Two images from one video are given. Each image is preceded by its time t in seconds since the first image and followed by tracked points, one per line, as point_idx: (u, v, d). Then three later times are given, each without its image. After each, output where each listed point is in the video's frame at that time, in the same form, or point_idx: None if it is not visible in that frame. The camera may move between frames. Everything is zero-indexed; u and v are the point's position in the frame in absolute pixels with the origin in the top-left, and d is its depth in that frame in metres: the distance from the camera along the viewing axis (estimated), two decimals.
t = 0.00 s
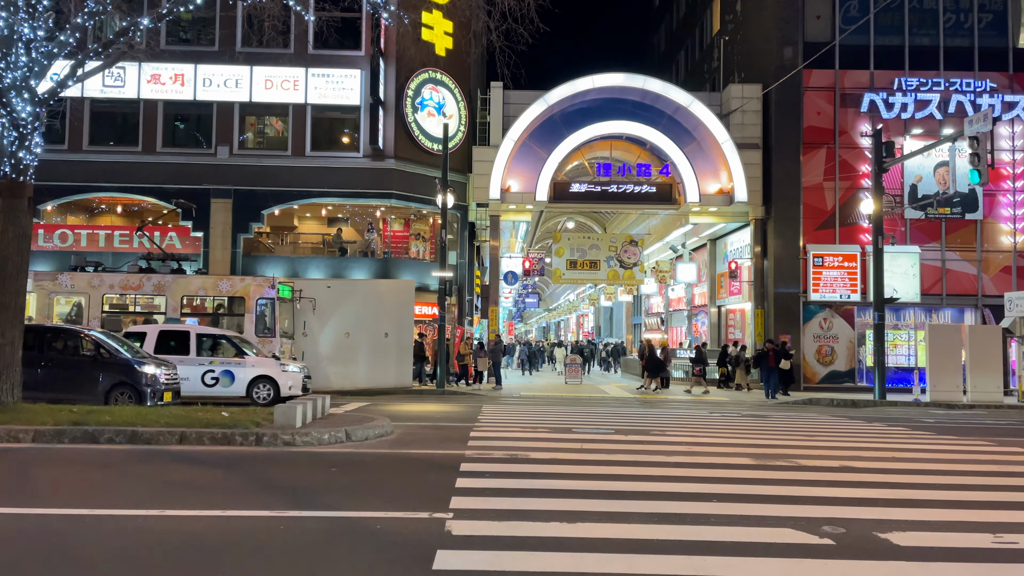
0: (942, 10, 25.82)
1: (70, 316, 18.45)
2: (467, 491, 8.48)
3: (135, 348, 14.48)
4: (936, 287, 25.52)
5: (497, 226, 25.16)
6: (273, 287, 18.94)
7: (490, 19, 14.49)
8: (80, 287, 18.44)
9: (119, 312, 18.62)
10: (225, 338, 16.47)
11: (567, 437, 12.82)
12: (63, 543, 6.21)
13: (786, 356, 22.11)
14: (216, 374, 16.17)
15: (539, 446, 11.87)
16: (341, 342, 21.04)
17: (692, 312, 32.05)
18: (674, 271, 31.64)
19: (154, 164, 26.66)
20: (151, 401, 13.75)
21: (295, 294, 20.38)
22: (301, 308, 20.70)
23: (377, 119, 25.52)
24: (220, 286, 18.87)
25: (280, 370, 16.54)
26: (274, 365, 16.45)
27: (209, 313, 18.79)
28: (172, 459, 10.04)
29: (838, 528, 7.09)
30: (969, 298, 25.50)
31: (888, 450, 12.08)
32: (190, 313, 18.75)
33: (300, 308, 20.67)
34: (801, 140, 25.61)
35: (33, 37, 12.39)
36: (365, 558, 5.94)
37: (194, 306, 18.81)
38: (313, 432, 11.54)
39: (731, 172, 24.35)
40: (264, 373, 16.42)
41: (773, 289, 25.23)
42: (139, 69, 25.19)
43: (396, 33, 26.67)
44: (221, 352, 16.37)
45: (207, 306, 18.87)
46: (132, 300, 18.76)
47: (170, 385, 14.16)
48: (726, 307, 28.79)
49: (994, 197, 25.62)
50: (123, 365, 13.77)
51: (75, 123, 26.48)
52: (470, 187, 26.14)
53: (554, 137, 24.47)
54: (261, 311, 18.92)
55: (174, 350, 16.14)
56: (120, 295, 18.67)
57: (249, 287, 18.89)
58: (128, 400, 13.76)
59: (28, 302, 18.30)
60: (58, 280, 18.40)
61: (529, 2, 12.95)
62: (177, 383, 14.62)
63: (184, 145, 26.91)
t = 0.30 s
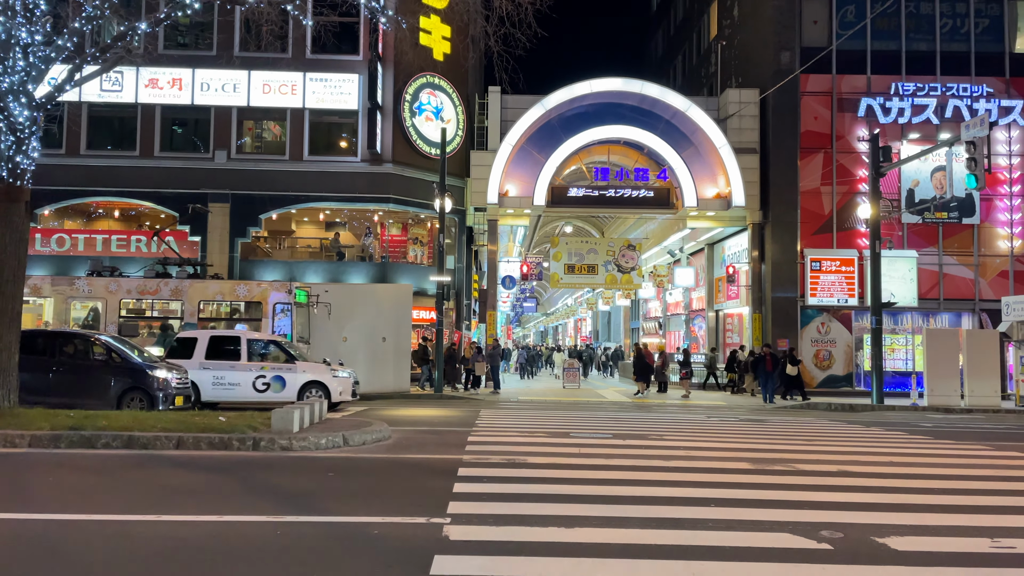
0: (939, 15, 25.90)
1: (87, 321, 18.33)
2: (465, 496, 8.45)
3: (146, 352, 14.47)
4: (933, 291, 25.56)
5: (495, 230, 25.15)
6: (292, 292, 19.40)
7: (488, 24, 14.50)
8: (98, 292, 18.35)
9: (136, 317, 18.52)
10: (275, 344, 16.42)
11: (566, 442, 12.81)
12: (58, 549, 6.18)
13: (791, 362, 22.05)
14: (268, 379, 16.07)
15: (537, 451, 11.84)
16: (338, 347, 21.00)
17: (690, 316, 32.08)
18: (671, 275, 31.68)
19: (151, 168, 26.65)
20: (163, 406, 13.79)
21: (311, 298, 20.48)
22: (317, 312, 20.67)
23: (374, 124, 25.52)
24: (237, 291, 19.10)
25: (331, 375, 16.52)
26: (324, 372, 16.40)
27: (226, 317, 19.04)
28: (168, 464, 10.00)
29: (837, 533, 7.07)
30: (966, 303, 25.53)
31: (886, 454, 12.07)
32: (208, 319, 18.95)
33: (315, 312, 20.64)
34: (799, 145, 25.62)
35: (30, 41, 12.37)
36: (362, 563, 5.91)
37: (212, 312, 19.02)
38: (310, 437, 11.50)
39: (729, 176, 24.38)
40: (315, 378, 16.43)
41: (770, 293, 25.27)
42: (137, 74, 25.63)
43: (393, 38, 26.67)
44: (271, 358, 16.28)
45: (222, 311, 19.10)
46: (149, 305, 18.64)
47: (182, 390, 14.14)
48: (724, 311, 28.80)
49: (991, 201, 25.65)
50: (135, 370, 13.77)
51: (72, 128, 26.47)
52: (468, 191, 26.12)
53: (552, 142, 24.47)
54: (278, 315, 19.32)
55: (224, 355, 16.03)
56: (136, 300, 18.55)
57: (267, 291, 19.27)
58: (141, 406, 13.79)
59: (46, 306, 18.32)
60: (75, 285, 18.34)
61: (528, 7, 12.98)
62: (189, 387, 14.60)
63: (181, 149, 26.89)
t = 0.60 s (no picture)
0: (934, 21, 26.00)
1: (105, 326, 19.82)
2: (462, 502, 8.45)
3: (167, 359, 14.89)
4: (930, 296, 25.61)
5: (492, 235, 25.15)
6: (310, 298, 20.22)
7: (485, 30, 14.53)
8: (116, 298, 19.83)
9: (155, 323, 19.99)
10: (332, 349, 16.42)
11: (563, 447, 12.81)
12: (55, 555, 6.16)
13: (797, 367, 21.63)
14: (326, 386, 16.11)
15: (534, 456, 11.84)
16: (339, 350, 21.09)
17: (687, 321, 32.10)
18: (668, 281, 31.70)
19: (148, 173, 26.64)
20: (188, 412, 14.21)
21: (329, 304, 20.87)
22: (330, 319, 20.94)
23: (371, 129, 25.56)
24: (255, 297, 20.38)
25: (390, 382, 16.44)
26: (384, 378, 16.31)
27: (245, 322, 20.36)
28: (165, 470, 9.98)
29: (834, 538, 7.07)
30: (962, 308, 25.60)
31: (883, 460, 12.08)
32: (226, 323, 20.22)
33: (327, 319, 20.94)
34: (795, 150, 25.69)
35: (27, 46, 12.38)
36: (359, 569, 5.91)
37: (230, 316, 20.28)
38: (307, 442, 11.48)
39: (726, 182, 24.41)
40: (374, 385, 16.36)
41: (767, 298, 25.29)
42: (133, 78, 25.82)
43: (390, 44, 26.74)
44: (329, 364, 16.32)
45: (242, 316, 20.44)
46: (167, 310, 20.05)
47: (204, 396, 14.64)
48: (721, 316, 28.81)
49: (987, 207, 25.70)
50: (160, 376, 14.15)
51: (69, 133, 26.46)
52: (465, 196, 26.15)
53: (549, 147, 24.52)
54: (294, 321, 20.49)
55: (284, 362, 16.14)
56: (154, 305, 20.01)
57: (284, 298, 20.50)
58: (165, 411, 14.16)
59: (67, 311, 19.70)
60: (94, 292, 19.71)
61: (525, 13, 13.00)
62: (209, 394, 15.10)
63: (178, 155, 26.89)
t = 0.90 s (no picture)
0: (930, 27, 26.14)
1: (123, 333, 18.38)
2: (460, 507, 8.44)
3: (200, 364, 14.84)
4: (926, 302, 25.66)
5: (489, 240, 25.15)
6: (328, 304, 19.02)
7: (482, 36, 14.56)
8: (136, 303, 18.42)
9: (175, 329, 18.61)
10: (397, 355, 16.43)
11: (561, 452, 12.80)
12: (50, 561, 6.14)
13: (803, 372, 21.73)
14: (394, 392, 16.18)
15: (532, 462, 11.83)
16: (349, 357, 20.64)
17: (684, 326, 32.11)
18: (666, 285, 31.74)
19: (146, 178, 26.62)
20: (225, 418, 14.14)
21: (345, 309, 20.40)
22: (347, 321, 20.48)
23: (369, 134, 25.60)
24: (276, 302, 18.89)
25: (456, 388, 16.42)
26: (449, 383, 16.24)
27: (264, 329, 18.81)
28: (161, 476, 9.95)
29: (831, 544, 7.07)
30: (959, 313, 25.65)
31: (880, 465, 12.08)
32: (245, 330, 18.79)
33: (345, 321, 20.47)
34: (792, 156, 25.74)
35: (25, 52, 12.38)
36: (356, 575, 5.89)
37: (250, 322, 18.84)
38: (304, 448, 11.45)
39: (723, 187, 24.44)
40: (440, 391, 16.35)
41: (764, 304, 25.30)
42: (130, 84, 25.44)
43: (388, 49, 26.79)
44: (394, 370, 16.36)
45: (259, 322, 18.91)
46: (186, 316, 18.67)
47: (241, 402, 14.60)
48: (718, 321, 28.84)
49: (983, 212, 25.77)
50: (195, 383, 14.10)
51: (66, 138, 26.46)
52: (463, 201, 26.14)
53: (546, 152, 24.53)
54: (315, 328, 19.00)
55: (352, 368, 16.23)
56: (174, 311, 18.63)
57: (305, 303, 18.97)
58: (202, 418, 14.12)
59: (84, 319, 18.29)
60: (114, 297, 18.41)
61: (522, 19, 13.03)
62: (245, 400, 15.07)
63: (175, 160, 26.89)
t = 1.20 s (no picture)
0: (926, 33, 26.21)
1: (145, 337, 18.36)
2: (457, 512, 8.42)
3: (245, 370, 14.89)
4: (924, 306, 25.69)
5: (487, 244, 25.15)
6: (349, 308, 19.04)
7: (480, 41, 14.60)
8: (158, 309, 18.42)
9: (197, 334, 18.63)
10: (470, 362, 16.47)
11: (558, 457, 12.78)
12: (46, 566, 6.11)
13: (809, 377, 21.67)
14: (468, 398, 16.16)
15: (529, 466, 11.81)
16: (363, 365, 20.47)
17: (682, 330, 32.12)
18: (664, 290, 31.78)
19: (143, 183, 26.61)
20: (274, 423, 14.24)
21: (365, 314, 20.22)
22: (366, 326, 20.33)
23: (367, 139, 25.63)
24: (297, 307, 18.97)
25: (529, 395, 16.41)
26: (523, 389, 16.19)
27: (284, 334, 18.86)
28: (158, 481, 9.92)
29: (828, 548, 7.06)
30: (956, 317, 25.66)
31: (878, 470, 12.08)
32: (266, 335, 18.82)
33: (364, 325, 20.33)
34: (789, 160, 25.79)
35: (22, 56, 12.38)
36: None
37: (272, 328, 18.89)
38: (301, 453, 11.42)
39: (720, 192, 24.46)
40: (514, 398, 16.31)
41: (762, 308, 25.34)
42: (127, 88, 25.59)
43: (386, 54, 26.81)
44: (468, 377, 16.38)
45: (280, 327, 18.97)
46: (208, 321, 18.72)
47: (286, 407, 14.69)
48: (715, 325, 28.86)
49: (980, 217, 25.82)
50: (243, 388, 14.18)
51: (63, 143, 26.44)
52: (460, 206, 26.14)
53: (544, 157, 24.55)
54: (336, 333, 18.96)
55: (423, 373, 16.33)
56: (195, 317, 18.67)
57: (326, 308, 19.02)
58: (251, 424, 14.19)
59: (107, 324, 18.29)
60: (136, 302, 18.40)
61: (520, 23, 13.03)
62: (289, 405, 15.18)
63: (173, 164, 26.86)
